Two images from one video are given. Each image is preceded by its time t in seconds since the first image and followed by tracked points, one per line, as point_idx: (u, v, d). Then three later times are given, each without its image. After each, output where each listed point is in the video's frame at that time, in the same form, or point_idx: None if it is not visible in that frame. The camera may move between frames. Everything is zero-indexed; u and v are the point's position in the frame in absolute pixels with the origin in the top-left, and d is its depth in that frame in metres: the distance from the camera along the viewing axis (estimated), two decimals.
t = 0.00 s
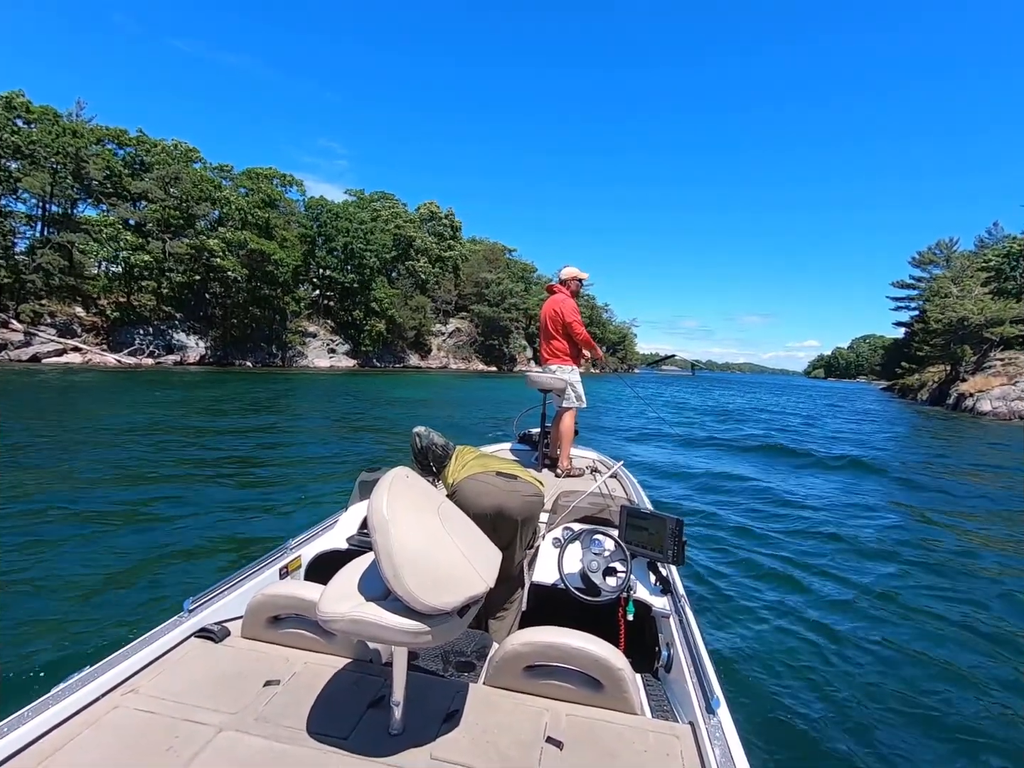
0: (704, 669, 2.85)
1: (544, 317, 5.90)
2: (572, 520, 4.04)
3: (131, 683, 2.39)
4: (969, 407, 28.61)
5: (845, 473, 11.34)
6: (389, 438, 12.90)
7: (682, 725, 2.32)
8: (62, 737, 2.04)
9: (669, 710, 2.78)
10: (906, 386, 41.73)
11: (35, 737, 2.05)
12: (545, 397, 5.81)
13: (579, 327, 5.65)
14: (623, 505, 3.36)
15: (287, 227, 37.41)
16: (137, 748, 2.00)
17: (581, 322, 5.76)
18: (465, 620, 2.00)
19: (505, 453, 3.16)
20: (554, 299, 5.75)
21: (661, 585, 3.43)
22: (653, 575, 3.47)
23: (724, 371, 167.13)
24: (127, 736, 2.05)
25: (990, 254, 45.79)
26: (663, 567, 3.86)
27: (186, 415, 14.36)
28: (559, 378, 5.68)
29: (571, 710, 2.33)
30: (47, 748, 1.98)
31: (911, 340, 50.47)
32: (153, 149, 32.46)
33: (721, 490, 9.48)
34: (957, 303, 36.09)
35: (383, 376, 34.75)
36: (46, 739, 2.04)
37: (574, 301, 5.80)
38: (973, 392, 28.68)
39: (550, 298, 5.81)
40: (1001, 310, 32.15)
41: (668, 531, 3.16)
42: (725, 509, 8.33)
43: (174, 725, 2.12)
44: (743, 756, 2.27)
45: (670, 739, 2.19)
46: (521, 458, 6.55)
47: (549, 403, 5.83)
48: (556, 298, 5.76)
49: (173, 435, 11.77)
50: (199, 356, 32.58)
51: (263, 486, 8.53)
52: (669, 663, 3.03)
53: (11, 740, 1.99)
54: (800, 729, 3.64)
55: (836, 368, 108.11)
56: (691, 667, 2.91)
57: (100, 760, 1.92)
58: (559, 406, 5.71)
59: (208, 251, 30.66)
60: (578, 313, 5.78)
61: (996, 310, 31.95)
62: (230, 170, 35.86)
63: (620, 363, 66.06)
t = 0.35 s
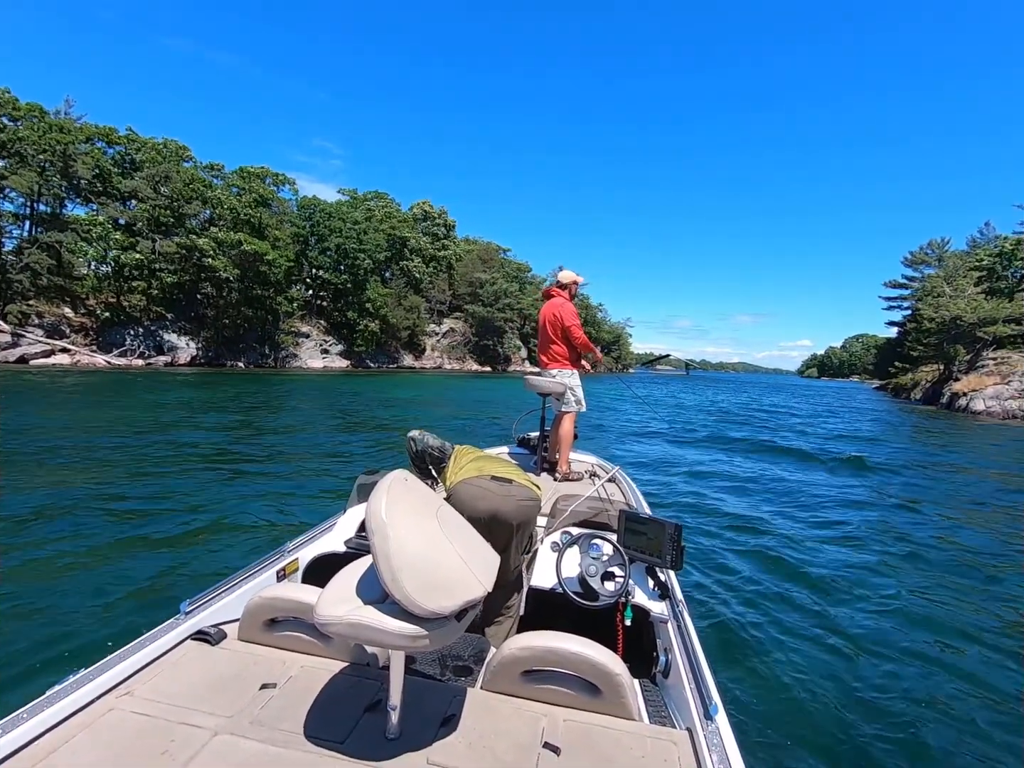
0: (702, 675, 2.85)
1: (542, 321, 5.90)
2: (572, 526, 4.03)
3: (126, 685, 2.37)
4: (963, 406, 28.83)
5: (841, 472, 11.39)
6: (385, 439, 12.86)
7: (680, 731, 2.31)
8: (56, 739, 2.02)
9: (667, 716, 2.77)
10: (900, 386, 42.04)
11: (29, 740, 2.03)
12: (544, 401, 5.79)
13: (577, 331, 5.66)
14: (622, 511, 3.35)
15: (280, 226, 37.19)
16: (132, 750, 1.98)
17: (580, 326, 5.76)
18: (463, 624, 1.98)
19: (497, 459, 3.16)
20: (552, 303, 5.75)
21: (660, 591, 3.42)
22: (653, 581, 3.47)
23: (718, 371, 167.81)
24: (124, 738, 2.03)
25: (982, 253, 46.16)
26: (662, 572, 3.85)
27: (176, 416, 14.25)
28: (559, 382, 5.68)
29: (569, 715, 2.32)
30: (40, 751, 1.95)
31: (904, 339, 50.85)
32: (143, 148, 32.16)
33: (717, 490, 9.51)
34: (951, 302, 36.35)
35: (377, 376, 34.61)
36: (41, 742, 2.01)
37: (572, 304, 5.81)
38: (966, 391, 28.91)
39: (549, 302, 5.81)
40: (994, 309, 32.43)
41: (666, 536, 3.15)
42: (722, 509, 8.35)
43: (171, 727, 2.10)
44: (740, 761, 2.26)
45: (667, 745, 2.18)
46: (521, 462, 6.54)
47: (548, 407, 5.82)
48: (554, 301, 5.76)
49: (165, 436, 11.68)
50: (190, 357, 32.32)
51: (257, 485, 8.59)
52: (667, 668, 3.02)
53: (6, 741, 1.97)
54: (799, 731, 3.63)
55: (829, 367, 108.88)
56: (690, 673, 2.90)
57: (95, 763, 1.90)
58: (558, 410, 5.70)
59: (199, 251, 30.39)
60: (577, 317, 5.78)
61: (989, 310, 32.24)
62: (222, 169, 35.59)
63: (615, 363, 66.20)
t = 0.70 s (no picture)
0: (700, 679, 2.85)
1: (542, 324, 5.90)
2: (570, 529, 4.03)
3: (121, 692, 2.34)
4: (958, 403, 29.06)
5: (836, 470, 11.46)
6: (382, 440, 12.83)
7: (679, 737, 2.30)
8: (50, 747, 1.99)
9: (666, 721, 2.77)
10: (894, 382, 42.37)
11: (24, 748, 2.00)
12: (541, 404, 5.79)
13: (577, 332, 5.65)
14: (620, 515, 3.36)
15: (272, 225, 36.96)
16: (127, 759, 1.95)
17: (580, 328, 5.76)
18: (460, 630, 1.96)
19: (489, 453, 3.15)
20: (553, 306, 5.75)
21: (658, 595, 3.42)
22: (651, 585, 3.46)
23: (713, 368, 168.49)
24: (119, 745, 2.01)
25: (976, 250, 46.50)
26: (660, 577, 3.84)
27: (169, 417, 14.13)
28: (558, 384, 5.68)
29: (568, 721, 2.31)
30: (33, 760, 1.93)
31: (898, 336, 51.21)
32: (133, 146, 31.83)
33: (714, 488, 9.53)
34: (945, 299, 36.61)
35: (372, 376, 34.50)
36: (35, 749, 1.99)
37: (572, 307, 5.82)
38: (961, 388, 29.15)
39: (549, 304, 5.81)
40: (988, 306, 32.70)
41: (665, 540, 3.15)
42: (718, 507, 8.38)
43: (165, 735, 2.08)
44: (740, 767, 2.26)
45: (667, 751, 2.17)
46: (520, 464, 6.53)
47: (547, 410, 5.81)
48: (555, 304, 5.76)
49: (159, 437, 11.61)
50: (182, 357, 32.09)
51: (254, 486, 8.56)
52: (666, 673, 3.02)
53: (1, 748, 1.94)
54: (797, 732, 3.63)
55: (824, 364, 109.58)
56: (689, 678, 2.90)
57: None
58: (557, 412, 5.70)
59: (191, 250, 30.12)
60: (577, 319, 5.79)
61: (983, 307, 32.49)
62: (213, 167, 35.30)
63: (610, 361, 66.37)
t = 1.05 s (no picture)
0: (703, 676, 2.85)
1: (544, 322, 5.90)
2: (570, 526, 4.05)
3: (124, 694, 2.32)
4: (954, 400, 29.30)
5: (832, 466, 11.52)
6: (379, 438, 12.80)
7: (682, 733, 2.29)
8: (54, 748, 1.98)
9: (668, 717, 2.78)
10: (889, 380, 42.70)
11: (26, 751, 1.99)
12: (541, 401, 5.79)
13: (581, 331, 5.63)
14: (620, 511, 3.36)
15: (265, 223, 36.77)
16: (129, 760, 1.93)
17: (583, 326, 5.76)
18: (461, 629, 1.94)
19: (481, 436, 3.05)
20: (555, 304, 5.75)
21: (660, 591, 3.43)
22: (652, 581, 3.48)
23: (708, 366, 169.13)
24: (120, 748, 1.99)
25: (971, 248, 46.80)
26: (662, 572, 3.85)
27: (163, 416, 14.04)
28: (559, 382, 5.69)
29: (571, 718, 2.30)
30: (38, 760, 1.91)
31: (893, 334, 51.57)
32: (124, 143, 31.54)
33: (711, 486, 9.57)
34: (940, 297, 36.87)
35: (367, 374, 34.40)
36: (39, 751, 1.98)
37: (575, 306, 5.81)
38: (957, 386, 29.38)
39: (552, 302, 5.80)
40: (983, 303, 32.96)
41: (666, 536, 3.15)
42: (715, 504, 8.42)
43: (168, 735, 2.06)
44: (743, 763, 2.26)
45: (670, 747, 2.17)
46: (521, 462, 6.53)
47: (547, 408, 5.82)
48: (558, 302, 5.76)
49: (152, 437, 11.52)
50: (175, 356, 31.88)
51: (251, 485, 8.58)
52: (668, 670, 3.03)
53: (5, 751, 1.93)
54: (796, 727, 3.65)
55: (819, 362, 110.27)
56: (691, 675, 2.91)
57: None
58: (557, 410, 5.70)
59: (183, 248, 29.90)
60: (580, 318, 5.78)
61: (978, 304, 32.73)
62: (205, 164, 35.02)
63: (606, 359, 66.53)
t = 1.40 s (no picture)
0: (707, 669, 2.85)
1: (548, 317, 5.90)
2: (573, 521, 4.06)
3: (132, 687, 2.30)
4: (949, 401, 29.53)
5: (829, 466, 11.57)
6: (376, 437, 12.77)
7: (686, 725, 2.29)
8: (65, 742, 1.97)
9: (672, 711, 2.77)
10: (885, 381, 43.00)
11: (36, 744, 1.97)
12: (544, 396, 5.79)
13: (585, 324, 5.61)
14: (624, 505, 3.35)
15: (260, 221, 36.60)
16: (139, 753, 1.92)
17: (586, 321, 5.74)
18: (467, 622, 1.93)
19: (505, 434, 3.10)
20: (559, 299, 5.74)
21: (664, 585, 3.42)
22: (656, 575, 3.47)
23: (703, 366, 169.75)
24: (129, 742, 1.97)
25: (965, 250, 47.17)
26: (665, 566, 3.86)
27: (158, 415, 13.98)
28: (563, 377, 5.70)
29: (576, 710, 2.29)
30: (48, 754, 1.90)
31: (888, 335, 51.97)
32: (117, 139, 31.31)
33: (708, 485, 9.60)
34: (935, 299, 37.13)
35: (362, 373, 34.29)
36: (49, 746, 1.96)
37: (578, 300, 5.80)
38: (953, 387, 29.61)
39: (555, 297, 5.79)
40: (978, 304, 33.21)
41: (669, 530, 3.13)
42: (714, 504, 8.45)
43: (176, 729, 2.04)
44: (747, 755, 2.26)
45: (675, 739, 2.16)
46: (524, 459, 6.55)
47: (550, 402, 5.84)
48: (561, 297, 5.75)
49: (146, 435, 11.45)
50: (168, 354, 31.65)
51: (248, 483, 8.59)
52: (672, 662, 3.03)
53: (16, 744, 1.92)
54: (798, 726, 3.66)
55: (813, 362, 110.97)
56: (695, 668, 2.90)
57: None
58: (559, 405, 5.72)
59: (176, 245, 29.69)
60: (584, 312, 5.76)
61: (974, 305, 32.97)
62: (199, 161, 34.80)
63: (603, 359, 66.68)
